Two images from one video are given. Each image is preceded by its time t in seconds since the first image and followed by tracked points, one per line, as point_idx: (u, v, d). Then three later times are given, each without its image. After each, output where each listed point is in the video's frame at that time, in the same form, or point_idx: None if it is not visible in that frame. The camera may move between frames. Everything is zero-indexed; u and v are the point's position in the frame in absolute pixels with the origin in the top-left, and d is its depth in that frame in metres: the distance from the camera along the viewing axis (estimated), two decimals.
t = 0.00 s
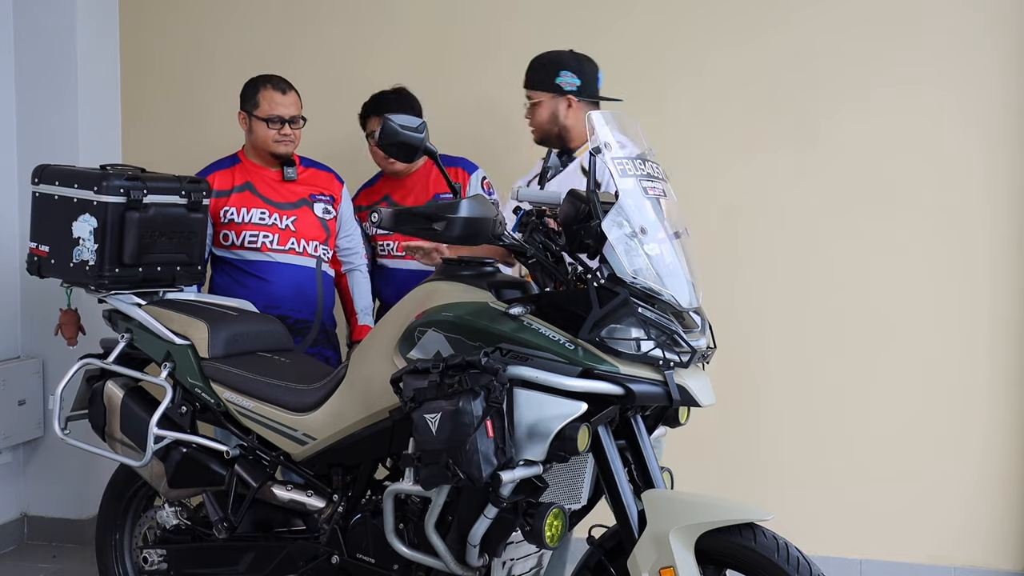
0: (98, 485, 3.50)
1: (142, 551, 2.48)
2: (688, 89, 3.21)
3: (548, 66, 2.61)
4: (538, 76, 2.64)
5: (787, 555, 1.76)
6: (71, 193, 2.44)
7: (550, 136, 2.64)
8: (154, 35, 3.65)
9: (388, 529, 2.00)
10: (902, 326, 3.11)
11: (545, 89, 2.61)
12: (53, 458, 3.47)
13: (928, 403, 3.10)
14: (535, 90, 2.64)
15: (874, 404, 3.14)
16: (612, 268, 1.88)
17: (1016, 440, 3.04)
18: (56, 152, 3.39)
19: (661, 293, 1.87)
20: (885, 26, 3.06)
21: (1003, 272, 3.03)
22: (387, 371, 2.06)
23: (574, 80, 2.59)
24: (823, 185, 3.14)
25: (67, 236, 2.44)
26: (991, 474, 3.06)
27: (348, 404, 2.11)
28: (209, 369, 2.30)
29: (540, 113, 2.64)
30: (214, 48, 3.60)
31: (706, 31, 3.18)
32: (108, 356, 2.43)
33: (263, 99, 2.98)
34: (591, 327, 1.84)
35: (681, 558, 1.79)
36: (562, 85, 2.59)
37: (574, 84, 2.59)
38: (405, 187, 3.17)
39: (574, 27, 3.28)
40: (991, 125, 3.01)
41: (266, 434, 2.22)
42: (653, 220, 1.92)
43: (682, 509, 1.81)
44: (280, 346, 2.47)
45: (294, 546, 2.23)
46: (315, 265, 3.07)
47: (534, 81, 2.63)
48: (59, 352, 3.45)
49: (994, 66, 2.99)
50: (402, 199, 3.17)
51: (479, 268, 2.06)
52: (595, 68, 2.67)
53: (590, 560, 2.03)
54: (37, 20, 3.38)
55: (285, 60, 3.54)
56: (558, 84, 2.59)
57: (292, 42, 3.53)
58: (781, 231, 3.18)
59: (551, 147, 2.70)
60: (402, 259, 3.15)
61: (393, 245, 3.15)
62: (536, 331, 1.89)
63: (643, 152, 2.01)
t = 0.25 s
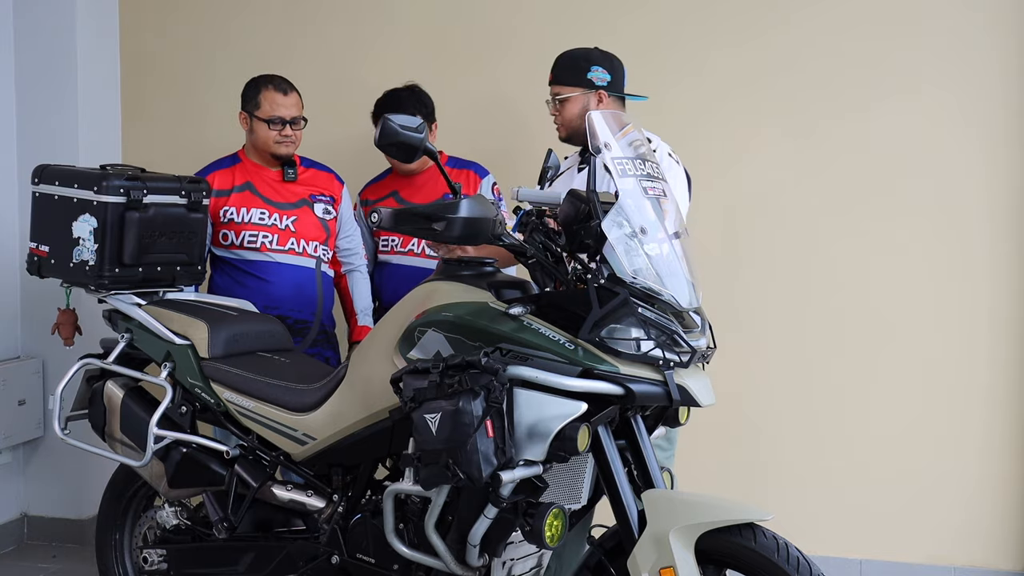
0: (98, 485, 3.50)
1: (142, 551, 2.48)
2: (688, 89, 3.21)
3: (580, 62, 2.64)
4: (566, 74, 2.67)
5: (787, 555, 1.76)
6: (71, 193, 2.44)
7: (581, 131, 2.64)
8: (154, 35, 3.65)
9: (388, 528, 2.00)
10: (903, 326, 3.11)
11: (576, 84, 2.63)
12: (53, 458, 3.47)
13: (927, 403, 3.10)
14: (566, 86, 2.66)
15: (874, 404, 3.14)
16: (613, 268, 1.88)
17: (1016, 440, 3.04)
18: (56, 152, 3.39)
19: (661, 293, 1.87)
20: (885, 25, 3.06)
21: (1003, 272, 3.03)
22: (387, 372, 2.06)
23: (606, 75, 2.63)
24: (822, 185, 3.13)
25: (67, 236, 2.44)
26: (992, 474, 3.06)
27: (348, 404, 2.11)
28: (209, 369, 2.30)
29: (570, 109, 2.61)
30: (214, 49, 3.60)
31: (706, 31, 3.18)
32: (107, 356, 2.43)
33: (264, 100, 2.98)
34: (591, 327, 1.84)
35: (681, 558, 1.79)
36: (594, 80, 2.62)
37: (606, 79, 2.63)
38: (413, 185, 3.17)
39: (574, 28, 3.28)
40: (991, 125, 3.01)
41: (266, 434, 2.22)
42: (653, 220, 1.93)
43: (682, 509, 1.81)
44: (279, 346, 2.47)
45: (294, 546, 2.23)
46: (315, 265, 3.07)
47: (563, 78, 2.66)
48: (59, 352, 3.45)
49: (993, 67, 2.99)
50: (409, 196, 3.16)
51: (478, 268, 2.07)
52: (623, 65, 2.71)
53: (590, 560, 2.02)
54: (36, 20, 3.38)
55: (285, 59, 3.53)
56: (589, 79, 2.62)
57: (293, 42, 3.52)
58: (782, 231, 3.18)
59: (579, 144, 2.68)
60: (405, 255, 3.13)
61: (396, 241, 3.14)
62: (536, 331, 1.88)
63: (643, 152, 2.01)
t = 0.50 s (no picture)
0: (98, 485, 3.50)
1: (142, 551, 2.48)
2: (687, 89, 3.21)
3: (589, 59, 2.63)
4: (575, 71, 2.66)
5: (787, 555, 1.76)
6: (71, 193, 2.44)
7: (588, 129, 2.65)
8: (154, 35, 3.65)
9: (388, 529, 2.00)
10: (902, 326, 3.11)
11: (585, 82, 2.63)
12: (53, 458, 3.47)
13: (927, 403, 3.10)
14: (576, 84, 2.65)
15: (874, 404, 3.14)
16: (613, 268, 1.88)
17: (1015, 439, 3.04)
18: (56, 152, 3.38)
19: (661, 293, 1.87)
20: (884, 25, 3.06)
21: (1003, 272, 3.03)
22: (387, 371, 2.06)
23: (615, 75, 2.63)
24: (822, 185, 3.13)
25: (67, 236, 2.44)
26: (992, 474, 3.06)
27: (348, 404, 2.11)
28: (209, 369, 2.30)
29: (578, 107, 2.61)
30: (214, 49, 3.60)
31: (706, 31, 3.18)
32: (108, 356, 2.43)
33: (265, 99, 2.98)
34: (591, 327, 1.84)
35: (681, 558, 1.79)
36: (604, 78, 2.62)
37: (615, 77, 2.63)
38: (419, 184, 3.17)
39: (574, 28, 3.28)
40: (990, 125, 3.01)
41: (266, 434, 2.22)
42: (653, 220, 1.93)
43: (682, 510, 1.81)
44: (279, 346, 2.47)
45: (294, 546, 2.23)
46: (316, 265, 3.07)
47: (572, 74, 2.66)
48: (59, 351, 3.45)
49: (993, 66, 2.99)
50: (415, 195, 3.16)
51: (478, 268, 2.07)
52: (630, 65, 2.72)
53: (590, 560, 2.02)
54: (37, 19, 3.38)
55: (285, 59, 3.53)
56: (598, 77, 2.62)
57: (293, 43, 3.52)
58: (782, 231, 3.18)
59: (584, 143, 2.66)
60: (407, 254, 3.11)
61: (399, 239, 3.12)
62: (536, 331, 1.88)
63: (643, 152, 2.01)
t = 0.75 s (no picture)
0: (98, 485, 3.50)
1: (142, 552, 2.48)
2: (687, 89, 3.21)
3: (571, 61, 2.70)
4: (557, 72, 2.72)
5: (787, 555, 1.76)
6: (71, 193, 2.44)
7: (569, 130, 2.70)
8: (154, 35, 3.65)
9: (388, 528, 2.00)
10: (902, 326, 3.11)
11: (568, 84, 2.68)
12: (53, 458, 3.47)
13: (927, 403, 3.10)
14: (558, 85, 2.70)
15: (873, 404, 3.14)
16: (612, 268, 1.88)
17: (1014, 439, 3.04)
18: (56, 151, 3.38)
19: (661, 293, 1.87)
20: (884, 25, 3.06)
21: (1003, 272, 3.03)
22: (387, 371, 2.06)
23: (597, 77, 2.70)
24: (822, 185, 3.13)
25: (67, 236, 2.44)
26: (992, 474, 3.06)
27: (348, 404, 2.11)
28: (209, 369, 2.30)
29: (560, 108, 2.68)
30: (214, 48, 3.60)
31: (706, 31, 3.18)
32: (108, 356, 2.43)
33: (265, 96, 3.00)
34: (591, 327, 1.84)
35: (681, 558, 1.79)
36: (586, 80, 2.68)
37: (597, 79, 2.70)
38: (424, 183, 3.18)
39: (573, 28, 3.28)
40: (990, 125, 3.01)
41: (266, 434, 2.22)
42: (653, 220, 1.93)
43: (682, 510, 1.81)
44: (279, 346, 2.47)
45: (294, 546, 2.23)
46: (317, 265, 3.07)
47: (554, 75, 2.70)
48: (59, 352, 3.45)
49: (992, 66, 2.99)
50: (420, 195, 3.17)
51: (479, 268, 2.06)
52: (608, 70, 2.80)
53: (590, 560, 2.03)
54: (36, 19, 3.38)
55: (285, 59, 3.53)
56: (581, 79, 2.68)
57: (293, 43, 3.53)
58: (782, 231, 3.18)
59: (563, 145, 2.75)
60: (409, 252, 3.09)
61: (402, 238, 3.11)
62: (536, 331, 1.88)
63: (643, 152, 2.01)
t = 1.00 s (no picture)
0: (98, 485, 3.50)
1: (142, 552, 2.48)
2: (687, 89, 3.21)
3: (548, 56, 2.69)
4: (533, 67, 2.70)
5: (787, 555, 1.76)
6: (71, 193, 2.44)
7: (545, 125, 2.71)
8: (154, 35, 3.65)
9: (387, 528, 2.00)
10: (902, 326, 3.11)
11: (545, 78, 2.68)
12: (53, 458, 3.47)
13: (927, 403, 3.10)
14: (535, 79, 2.69)
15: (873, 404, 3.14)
16: (612, 268, 1.88)
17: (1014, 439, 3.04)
18: (55, 151, 3.38)
19: (661, 293, 1.87)
20: (884, 25, 3.06)
21: (1003, 272, 3.03)
22: (387, 371, 2.06)
23: (573, 71, 2.70)
24: (822, 185, 3.14)
25: (67, 236, 2.44)
26: (991, 474, 3.07)
27: (348, 404, 2.11)
28: (209, 369, 2.30)
29: (537, 102, 2.68)
30: (214, 48, 3.60)
31: (706, 31, 3.18)
32: (108, 356, 2.43)
33: (263, 95, 3.01)
34: (591, 327, 1.84)
35: (681, 558, 1.79)
36: (563, 75, 2.68)
37: (573, 74, 2.71)
38: (424, 182, 3.18)
39: (573, 28, 3.28)
40: (990, 126, 3.01)
41: (266, 434, 2.22)
42: (653, 220, 1.92)
43: (682, 510, 1.81)
44: (279, 346, 2.47)
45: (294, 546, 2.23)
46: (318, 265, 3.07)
47: (531, 69, 2.69)
48: (59, 352, 3.45)
49: (992, 67, 2.99)
50: (421, 193, 3.17)
51: (479, 268, 2.06)
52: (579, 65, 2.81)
53: (590, 560, 2.03)
54: (36, 19, 3.38)
55: (285, 59, 3.53)
56: (559, 74, 2.68)
57: (293, 43, 3.52)
58: (781, 231, 3.18)
59: (538, 139, 2.75)
60: (409, 252, 3.09)
61: (402, 237, 3.12)
62: (537, 331, 1.88)
63: (643, 151, 2.01)
